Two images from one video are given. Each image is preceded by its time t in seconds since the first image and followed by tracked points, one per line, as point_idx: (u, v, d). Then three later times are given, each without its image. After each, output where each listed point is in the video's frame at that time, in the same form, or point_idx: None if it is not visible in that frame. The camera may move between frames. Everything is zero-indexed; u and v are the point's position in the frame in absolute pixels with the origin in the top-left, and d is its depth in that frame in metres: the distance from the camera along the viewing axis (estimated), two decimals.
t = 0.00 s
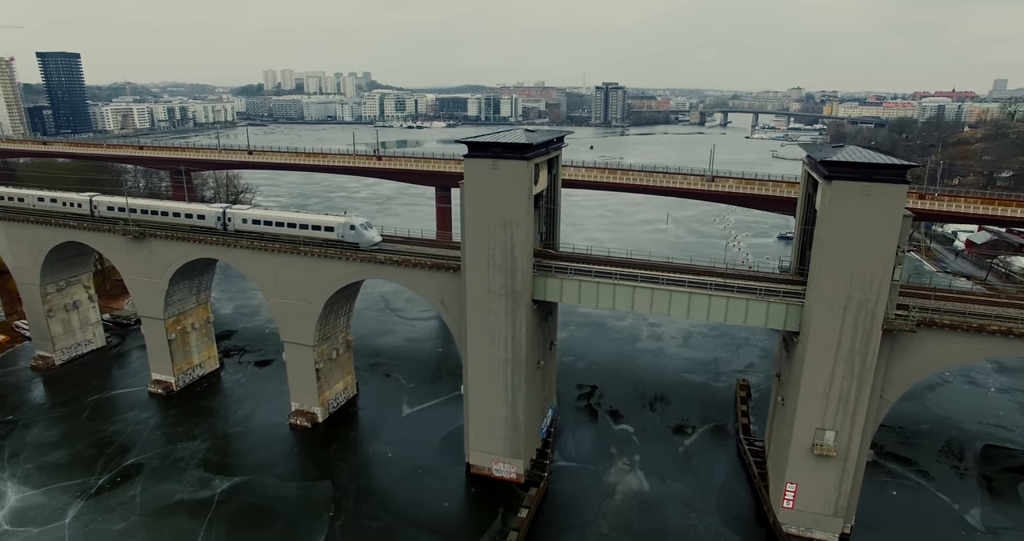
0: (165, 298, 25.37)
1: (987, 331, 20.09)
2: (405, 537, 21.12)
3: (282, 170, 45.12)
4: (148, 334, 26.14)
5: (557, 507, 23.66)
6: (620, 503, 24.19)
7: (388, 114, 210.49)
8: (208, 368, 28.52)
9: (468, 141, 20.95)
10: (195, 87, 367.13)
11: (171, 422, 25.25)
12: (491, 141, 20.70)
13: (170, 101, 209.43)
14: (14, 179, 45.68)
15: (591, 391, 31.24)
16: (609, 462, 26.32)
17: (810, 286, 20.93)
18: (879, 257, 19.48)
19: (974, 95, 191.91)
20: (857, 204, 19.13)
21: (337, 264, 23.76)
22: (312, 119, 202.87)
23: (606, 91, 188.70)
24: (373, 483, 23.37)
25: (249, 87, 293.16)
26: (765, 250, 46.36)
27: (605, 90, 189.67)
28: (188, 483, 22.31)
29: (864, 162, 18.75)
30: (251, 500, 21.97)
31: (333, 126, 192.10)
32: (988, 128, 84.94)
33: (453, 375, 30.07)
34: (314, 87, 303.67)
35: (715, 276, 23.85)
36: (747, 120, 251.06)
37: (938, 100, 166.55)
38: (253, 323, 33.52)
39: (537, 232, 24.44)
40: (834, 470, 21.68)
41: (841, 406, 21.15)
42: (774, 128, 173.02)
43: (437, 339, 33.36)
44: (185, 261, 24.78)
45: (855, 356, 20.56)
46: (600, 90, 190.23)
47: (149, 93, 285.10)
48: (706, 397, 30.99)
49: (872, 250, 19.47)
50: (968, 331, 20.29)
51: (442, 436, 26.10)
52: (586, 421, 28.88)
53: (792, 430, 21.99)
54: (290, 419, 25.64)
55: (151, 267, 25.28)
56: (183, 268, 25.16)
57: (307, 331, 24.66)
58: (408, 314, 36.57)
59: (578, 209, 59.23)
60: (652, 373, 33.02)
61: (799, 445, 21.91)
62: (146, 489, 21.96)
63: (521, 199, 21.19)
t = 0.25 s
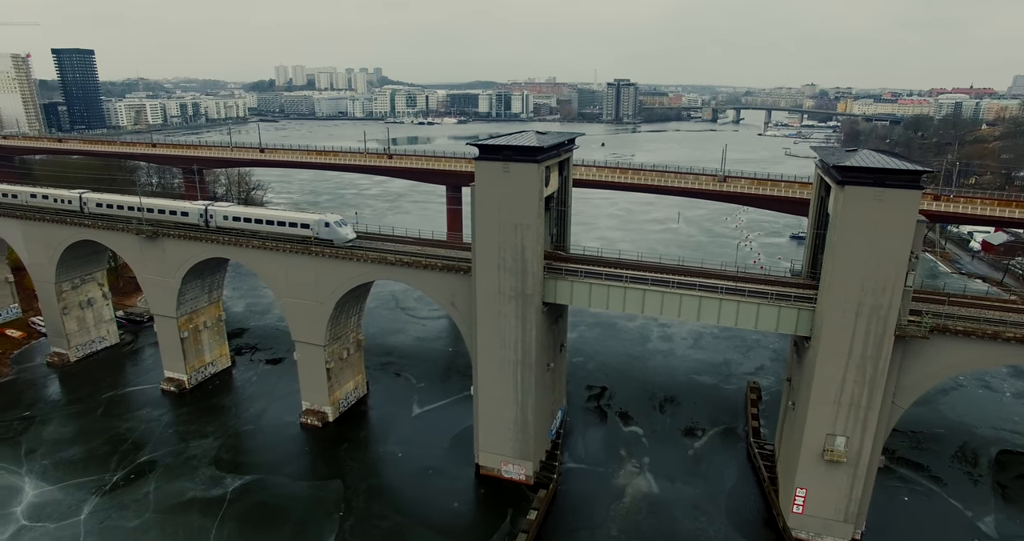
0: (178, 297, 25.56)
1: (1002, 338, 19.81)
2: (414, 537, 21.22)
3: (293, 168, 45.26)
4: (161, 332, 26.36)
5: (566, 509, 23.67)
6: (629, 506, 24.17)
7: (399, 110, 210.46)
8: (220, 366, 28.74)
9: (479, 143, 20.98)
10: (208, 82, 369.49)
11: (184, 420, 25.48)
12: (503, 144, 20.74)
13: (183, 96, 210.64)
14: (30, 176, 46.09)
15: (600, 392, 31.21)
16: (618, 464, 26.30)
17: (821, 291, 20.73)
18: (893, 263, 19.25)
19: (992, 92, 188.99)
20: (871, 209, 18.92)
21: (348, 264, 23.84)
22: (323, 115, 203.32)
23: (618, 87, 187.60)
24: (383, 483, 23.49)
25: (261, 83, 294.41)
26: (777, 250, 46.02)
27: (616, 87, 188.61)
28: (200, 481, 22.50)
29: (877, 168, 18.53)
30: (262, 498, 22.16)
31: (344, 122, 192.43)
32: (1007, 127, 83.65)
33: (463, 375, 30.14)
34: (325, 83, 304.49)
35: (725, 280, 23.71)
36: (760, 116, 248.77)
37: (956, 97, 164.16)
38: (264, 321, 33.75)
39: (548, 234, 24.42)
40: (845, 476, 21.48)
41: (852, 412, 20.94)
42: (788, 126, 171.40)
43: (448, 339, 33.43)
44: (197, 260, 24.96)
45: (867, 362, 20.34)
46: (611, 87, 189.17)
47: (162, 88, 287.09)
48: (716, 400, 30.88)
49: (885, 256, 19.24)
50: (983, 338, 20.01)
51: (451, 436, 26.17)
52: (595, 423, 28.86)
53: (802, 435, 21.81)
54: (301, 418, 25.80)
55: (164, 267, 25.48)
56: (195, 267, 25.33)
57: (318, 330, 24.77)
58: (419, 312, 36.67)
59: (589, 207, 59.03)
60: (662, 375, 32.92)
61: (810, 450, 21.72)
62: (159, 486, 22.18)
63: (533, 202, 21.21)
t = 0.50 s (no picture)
0: (191, 296, 25.77)
1: (1017, 346, 19.53)
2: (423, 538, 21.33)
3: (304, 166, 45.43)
4: (173, 331, 26.59)
5: (574, 511, 23.68)
6: (638, 509, 24.13)
7: (410, 106, 210.47)
8: (231, 364, 28.99)
9: (491, 146, 21.01)
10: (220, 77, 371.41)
11: (196, 418, 25.73)
12: (514, 146, 20.78)
13: (196, 92, 211.87)
14: (45, 173, 46.52)
15: (610, 394, 31.17)
16: (627, 467, 26.27)
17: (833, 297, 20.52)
18: (905, 270, 19.02)
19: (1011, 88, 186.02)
20: (884, 215, 18.70)
21: (358, 265, 23.92)
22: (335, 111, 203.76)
23: (630, 84, 186.46)
24: (392, 483, 23.62)
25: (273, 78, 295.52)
26: (789, 250, 45.69)
27: (628, 83, 187.48)
28: (212, 479, 22.72)
29: (891, 173, 18.30)
30: (274, 497, 22.34)
31: (355, 118, 192.80)
32: None
33: (473, 374, 30.21)
34: (336, 79, 305.19)
35: (736, 283, 23.58)
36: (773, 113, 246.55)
37: (974, 94, 161.65)
38: (276, 319, 33.98)
39: (558, 236, 24.40)
40: (855, 482, 21.28)
41: (863, 418, 20.71)
42: (802, 123, 169.71)
43: (457, 338, 33.51)
44: (209, 260, 25.13)
45: (878, 369, 20.11)
46: (623, 83, 188.17)
47: (175, 84, 288.81)
48: (726, 402, 30.76)
49: (898, 262, 19.02)
50: (997, 345, 19.73)
51: (461, 436, 26.24)
52: (605, 424, 28.84)
53: (812, 440, 21.62)
54: (312, 417, 25.97)
55: (177, 266, 25.70)
56: (208, 267, 25.52)
57: (329, 330, 24.89)
58: (429, 311, 36.78)
59: (599, 205, 58.84)
60: (672, 376, 32.83)
61: (820, 456, 21.53)
62: (172, 484, 22.41)
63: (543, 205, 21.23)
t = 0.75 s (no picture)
0: (201, 296, 25.92)
1: None
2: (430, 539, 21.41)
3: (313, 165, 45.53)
4: (184, 330, 26.78)
5: (582, 514, 23.69)
6: (645, 512, 24.11)
7: (420, 103, 210.22)
8: (241, 363, 29.16)
9: (500, 150, 21.02)
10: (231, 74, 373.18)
11: (206, 417, 25.93)
12: (523, 150, 20.78)
13: (207, 89, 212.86)
14: (57, 172, 46.78)
15: (618, 395, 31.15)
16: (635, 470, 26.25)
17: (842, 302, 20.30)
18: (917, 276, 18.78)
19: None
20: (895, 221, 18.48)
21: (367, 266, 23.98)
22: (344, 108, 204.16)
23: (640, 81, 185.53)
24: (400, 484, 23.71)
25: (282, 75, 296.57)
26: (799, 250, 45.40)
27: (638, 81, 186.56)
28: (222, 479, 22.88)
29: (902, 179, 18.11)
30: (282, 497, 22.48)
31: (364, 115, 193.05)
32: None
33: (480, 375, 30.27)
34: (345, 76, 305.34)
35: (745, 287, 23.44)
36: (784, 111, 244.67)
37: (989, 92, 159.63)
38: (285, 318, 34.15)
39: (567, 239, 24.36)
40: (863, 488, 21.07)
41: (872, 424, 20.46)
42: (813, 121, 168.23)
43: (465, 338, 33.58)
44: (219, 260, 25.26)
45: (888, 375, 19.86)
46: (633, 80, 187.30)
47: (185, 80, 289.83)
48: (735, 404, 30.65)
49: (909, 268, 18.79)
50: (1008, 351, 19.45)
51: (468, 437, 26.29)
52: (613, 426, 28.81)
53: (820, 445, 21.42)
54: (320, 417, 26.11)
55: (187, 266, 25.85)
56: (218, 267, 25.66)
57: (338, 331, 24.98)
58: (437, 311, 36.85)
59: (608, 204, 58.65)
60: (680, 378, 32.78)
61: (828, 461, 21.32)
62: (182, 483, 22.59)
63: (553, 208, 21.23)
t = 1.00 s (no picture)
0: (210, 296, 26.05)
1: None
2: None
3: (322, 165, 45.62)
4: (193, 330, 26.96)
5: (589, 517, 23.68)
6: (652, 515, 24.06)
7: (428, 100, 209.98)
8: (249, 363, 29.33)
9: (509, 153, 21.04)
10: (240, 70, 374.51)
11: (215, 416, 26.10)
12: (532, 153, 20.79)
13: (217, 85, 213.56)
14: (68, 171, 46.95)
15: (625, 397, 31.11)
16: (642, 472, 26.22)
17: (851, 308, 20.05)
18: (926, 282, 18.53)
19: None
20: (905, 227, 18.24)
21: (375, 268, 24.04)
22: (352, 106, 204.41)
23: (649, 79, 184.60)
24: (407, 485, 23.79)
25: (291, 72, 297.31)
26: (809, 251, 45.10)
27: (648, 78, 185.63)
28: (231, 478, 23.02)
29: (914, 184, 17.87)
30: (291, 497, 22.60)
31: (373, 112, 193.03)
32: None
33: (488, 376, 30.30)
34: (353, 72, 305.72)
35: (753, 292, 23.32)
36: (795, 109, 242.76)
37: (1004, 90, 157.72)
38: (293, 318, 34.30)
39: (575, 241, 24.31)
40: (871, 494, 20.84)
41: (880, 430, 20.20)
42: (825, 119, 166.77)
43: (473, 339, 33.62)
44: (229, 260, 25.40)
45: (896, 381, 19.60)
46: (642, 77, 186.34)
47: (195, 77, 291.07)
48: (743, 407, 30.55)
49: (919, 274, 18.54)
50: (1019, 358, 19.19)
51: (476, 439, 26.34)
52: (620, 429, 28.78)
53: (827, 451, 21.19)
54: (328, 417, 26.23)
55: (196, 266, 26.00)
56: (228, 267, 25.81)
57: (346, 333, 25.06)
58: (444, 311, 36.91)
59: (616, 203, 58.45)
60: (688, 380, 32.70)
61: (835, 467, 21.09)
62: (191, 482, 22.75)
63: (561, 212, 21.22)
